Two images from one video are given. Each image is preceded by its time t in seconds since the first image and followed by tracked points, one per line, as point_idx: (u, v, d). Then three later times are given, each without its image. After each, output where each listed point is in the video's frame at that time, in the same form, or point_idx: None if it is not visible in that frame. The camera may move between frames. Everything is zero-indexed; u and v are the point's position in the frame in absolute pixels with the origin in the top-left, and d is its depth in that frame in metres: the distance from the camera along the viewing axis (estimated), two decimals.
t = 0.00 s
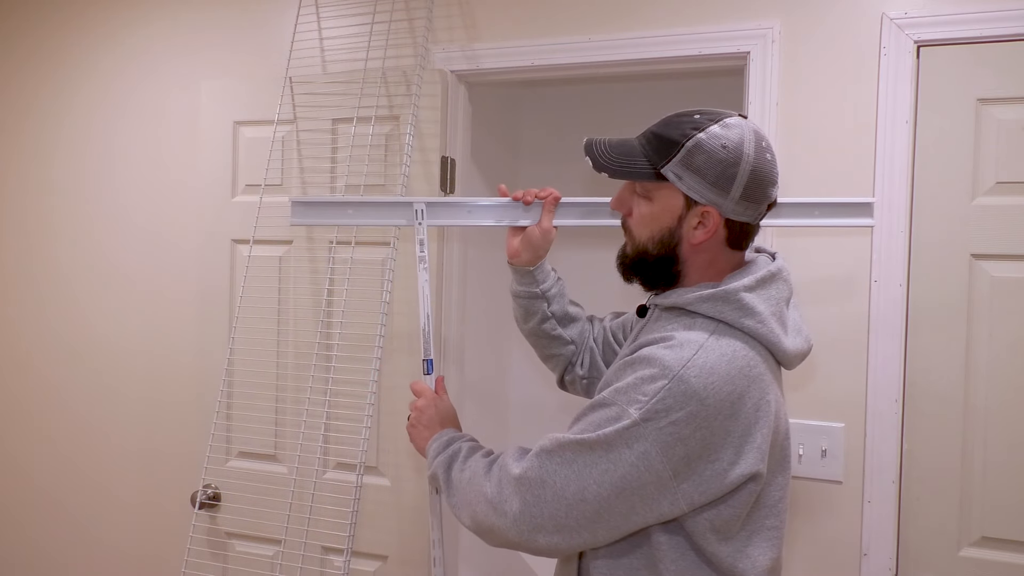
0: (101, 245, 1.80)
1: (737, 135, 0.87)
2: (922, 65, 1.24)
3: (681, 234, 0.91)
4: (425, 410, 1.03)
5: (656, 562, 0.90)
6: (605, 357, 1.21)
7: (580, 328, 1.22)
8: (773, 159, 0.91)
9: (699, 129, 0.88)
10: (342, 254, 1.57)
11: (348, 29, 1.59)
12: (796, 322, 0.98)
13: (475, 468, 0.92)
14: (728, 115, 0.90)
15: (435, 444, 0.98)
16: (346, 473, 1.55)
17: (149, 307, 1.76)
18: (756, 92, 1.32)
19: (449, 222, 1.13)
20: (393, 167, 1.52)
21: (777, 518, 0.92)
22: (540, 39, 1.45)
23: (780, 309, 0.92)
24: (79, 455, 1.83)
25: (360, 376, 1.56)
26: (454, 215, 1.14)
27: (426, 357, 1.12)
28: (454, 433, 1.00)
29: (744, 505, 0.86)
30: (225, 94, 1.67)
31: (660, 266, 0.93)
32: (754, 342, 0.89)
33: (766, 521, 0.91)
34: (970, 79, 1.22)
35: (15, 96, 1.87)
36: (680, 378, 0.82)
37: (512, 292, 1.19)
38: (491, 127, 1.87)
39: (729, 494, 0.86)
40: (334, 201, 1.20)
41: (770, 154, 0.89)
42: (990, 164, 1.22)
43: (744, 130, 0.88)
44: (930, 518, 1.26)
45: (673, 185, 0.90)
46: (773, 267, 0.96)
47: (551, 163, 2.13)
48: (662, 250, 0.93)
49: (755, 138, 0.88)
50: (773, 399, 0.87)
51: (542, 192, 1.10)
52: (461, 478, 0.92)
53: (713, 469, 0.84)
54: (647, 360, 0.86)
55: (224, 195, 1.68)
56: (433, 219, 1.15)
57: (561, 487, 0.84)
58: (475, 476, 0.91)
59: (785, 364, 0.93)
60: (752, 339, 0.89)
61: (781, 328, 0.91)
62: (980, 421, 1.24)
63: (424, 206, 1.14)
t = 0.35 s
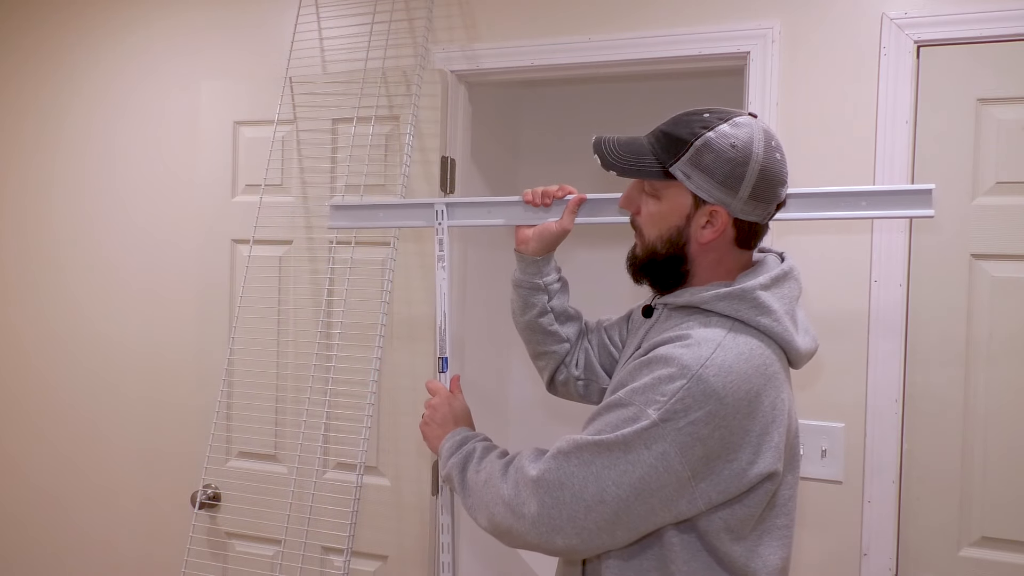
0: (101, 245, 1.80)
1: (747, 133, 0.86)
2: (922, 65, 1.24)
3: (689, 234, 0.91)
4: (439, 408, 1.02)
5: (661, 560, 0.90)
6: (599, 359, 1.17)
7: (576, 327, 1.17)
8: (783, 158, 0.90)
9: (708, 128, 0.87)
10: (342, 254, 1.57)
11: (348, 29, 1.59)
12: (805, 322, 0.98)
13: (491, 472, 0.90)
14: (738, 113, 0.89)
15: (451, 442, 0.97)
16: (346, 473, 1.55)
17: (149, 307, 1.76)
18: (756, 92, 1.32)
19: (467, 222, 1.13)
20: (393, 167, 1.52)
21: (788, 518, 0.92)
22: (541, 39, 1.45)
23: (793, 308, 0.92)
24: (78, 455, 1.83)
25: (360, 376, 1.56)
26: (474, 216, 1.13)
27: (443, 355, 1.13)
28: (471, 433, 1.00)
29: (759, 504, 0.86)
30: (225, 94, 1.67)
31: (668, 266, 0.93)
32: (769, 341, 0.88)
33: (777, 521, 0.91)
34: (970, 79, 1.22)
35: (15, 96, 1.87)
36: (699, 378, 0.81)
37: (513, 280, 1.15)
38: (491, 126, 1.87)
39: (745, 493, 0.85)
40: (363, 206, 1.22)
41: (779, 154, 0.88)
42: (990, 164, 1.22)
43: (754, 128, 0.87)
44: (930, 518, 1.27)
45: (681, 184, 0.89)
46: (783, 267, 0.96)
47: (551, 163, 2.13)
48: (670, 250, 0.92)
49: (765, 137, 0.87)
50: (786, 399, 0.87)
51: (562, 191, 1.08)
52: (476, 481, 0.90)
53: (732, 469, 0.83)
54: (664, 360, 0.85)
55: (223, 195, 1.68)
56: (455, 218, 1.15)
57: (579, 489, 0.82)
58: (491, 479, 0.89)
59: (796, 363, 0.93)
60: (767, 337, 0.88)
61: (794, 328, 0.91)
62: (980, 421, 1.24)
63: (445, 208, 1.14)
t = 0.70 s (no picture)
0: (101, 246, 1.80)
1: (749, 133, 0.86)
2: (922, 65, 1.24)
3: (692, 234, 0.91)
4: (434, 413, 1.02)
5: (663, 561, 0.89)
6: (599, 358, 1.17)
7: (577, 325, 1.17)
8: (785, 157, 0.90)
9: (710, 128, 0.87)
10: (342, 254, 1.56)
11: (348, 29, 1.59)
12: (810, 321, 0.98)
13: (499, 473, 0.89)
14: (739, 112, 0.89)
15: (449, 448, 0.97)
16: (345, 473, 1.55)
17: (148, 307, 1.76)
18: (756, 92, 1.32)
19: (471, 221, 1.12)
20: (393, 167, 1.52)
21: (795, 519, 0.92)
22: (540, 39, 1.45)
23: (801, 308, 0.93)
24: (78, 456, 1.83)
25: (360, 375, 1.56)
26: (476, 214, 1.13)
27: (437, 361, 1.12)
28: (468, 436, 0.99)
29: (769, 505, 0.86)
30: (225, 94, 1.67)
31: (671, 266, 0.93)
32: (779, 340, 0.89)
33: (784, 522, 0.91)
34: (970, 79, 1.22)
35: (15, 95, 1.87)
36: (713, 378, 0.81)
37: (515, 276, 1.15)
38: (491, 126, 1.87)
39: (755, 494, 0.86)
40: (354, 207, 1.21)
41: (782, 153, 0.88)
42: (990, 164, 1.22)
43: (756, 127, 0.87)
44: (930, 518, 1.26)
45: (684, 184, 0.89)
46: (790, 267, 0.96)
47: (552, 163, 2.13)
48: (673, 250, 0.92)
49: (767, 136, 0.87)
50: (796, 400, 0.87)
51: (567, 189, 1.08)
52: (483, 483, 0.90)
53: (744, 469, 0.83)
54: (675, 360, 0.84)
55: (224, 195, 1.68)
56: (455, 218, 1.14)
57: (591, 490, 0.82)
58: (498, 481, 0.88)
59: (804, 362, 0.93)
60: (777, 336, 0.88)
61: (803, 327, 0.91)
62: (980, 421, 1.24)
63: (445, 208, 1.13)
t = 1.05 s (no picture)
0: (100, 245, 1.80)
1: (752, 131, 0.87)
2: (922, 65, 1.24)
3: (695, 234, 0.91)
4: (433, 422, 1.02)
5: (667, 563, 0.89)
6: (594, 356, 1.17)
7: (573, 321, 1.17)
8: (787, 156, 0.90)
9: (713, 126, 0.87)
10: (342, 254, 1.56)
11: (348, 29, 1.59)
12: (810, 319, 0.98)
13: (505, 476, 0.89)
14: (742, 111, 0.89)
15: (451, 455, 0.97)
16: (346, 473, 1.55)
17: (148, 307, 1.76)
18: (756, 92, 1.32)
19: (472, 212, 1.10)
20: (393, 167, 1.52)
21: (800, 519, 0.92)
22: (540, 39, 1.45)
23: (803, 305, 0.93)
24: (78, 456, 1.83)
25: (360, 375, 1.56)
26: (476, 205, 1.11)
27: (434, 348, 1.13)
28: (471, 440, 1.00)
29: (775, 504, 0.86)
30: (225, 94, 1.67)
31: (674, 266, 0.93)
32: (782, 337, 0.89)
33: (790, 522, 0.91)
34: (970, 79, 1.22)
35: (15, 95, 1.87)
36: (718, 375, 0.81)
37: (513, 269, 1.14)
38: (491, 126, 1.87)
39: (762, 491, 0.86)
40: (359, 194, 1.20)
41: (784, 151, 0.89)
42: (990, 164, 1.22)
43: (758, 126, 0.87)
44: (930, 518, 1.26)
45: (687, 183, 0.89)
46: (791, 264, 0.96)
47: (552, 163, 2.13)
48: (676, 250, 0.92)
49: (770, 135, 0.88)
50: (800, 396, 0.88)
51: (568, 182, 1.05)
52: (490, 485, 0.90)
53: (751, 467, 0.83)
54: (681, 357, 0.84)
55: (224, 195, 1.68)
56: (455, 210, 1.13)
57: (597, 491, 0.82)
58: (503, 484, 0.89)
59: (805, 360, 0.93)
60: (780, 333, 0.88)
61: (805, 324, 0.91)
62: (980, 420, 1.24)
63: (445, 197, 1.12)
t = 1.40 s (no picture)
0: (100, 246, 1.80)
1: (737, 127, 0.86)
2: (922, 65, 1.24)
3: (683, 231, 0.90)
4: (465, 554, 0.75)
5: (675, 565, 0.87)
6: (587, 349, 1.16)
7: (565, 313, 1.17)
8: (774, 152, 0.89)
9: (698, 123, 0.87)
10: (342, 254, 1.56)
11: (348, 29, 1.59)
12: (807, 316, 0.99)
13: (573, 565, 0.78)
14: (727, 108, 0.89)
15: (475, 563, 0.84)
16: (346, 473, 1.55)
17: (148, 307, 1.76)
18: (756, 92, 1.32)
19: (464, 203, 1.13)
20: (393, 167, 1.52)
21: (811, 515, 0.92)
22: (541, 39, 1.45)
23: (802, 301, 0.93)
24: (78, 456, 1.83)
25: (360, 375, 1.56)
26: (469, 197, 1.14)
27: (430, 340, 1.17)
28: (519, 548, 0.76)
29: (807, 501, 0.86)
30: (225, 94, 1.67)
31: (666, 264, 0.93)
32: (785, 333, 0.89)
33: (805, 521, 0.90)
34: (970, 79, 1.22)
35: (15, 95, 1.87)
36: (758, 380, 0.78)
37: (505, 261, 1.15)
38: (491, 126, 1.87)
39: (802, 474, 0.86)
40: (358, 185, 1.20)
41: (771, 147, 0.88)
42: (990, 164, 1.22)
43: (744, 121, 0.87)
44: (930, 518, 1.27)
45: (673, 180, 0.89)
46: (787, 262, 0.96)
47: (551, 163, 2.13)
48: (667, 247, 0.92)
49: (756, 131, 0.87)
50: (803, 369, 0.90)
51: (559, 174, 1.07)
52: None
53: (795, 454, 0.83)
54: (711, 376, 0.78)
55: (224, 195, 1.68)
56: (448, 201, 1.15)
57: (705, 549, 0.74)
58: None
59: (803, 355, 0.94)
60: (782, 330, 0.88)
61: (803, 319, 0.92)
62: (980, 420, 1.24)
63: (439, 189, 1.14)
